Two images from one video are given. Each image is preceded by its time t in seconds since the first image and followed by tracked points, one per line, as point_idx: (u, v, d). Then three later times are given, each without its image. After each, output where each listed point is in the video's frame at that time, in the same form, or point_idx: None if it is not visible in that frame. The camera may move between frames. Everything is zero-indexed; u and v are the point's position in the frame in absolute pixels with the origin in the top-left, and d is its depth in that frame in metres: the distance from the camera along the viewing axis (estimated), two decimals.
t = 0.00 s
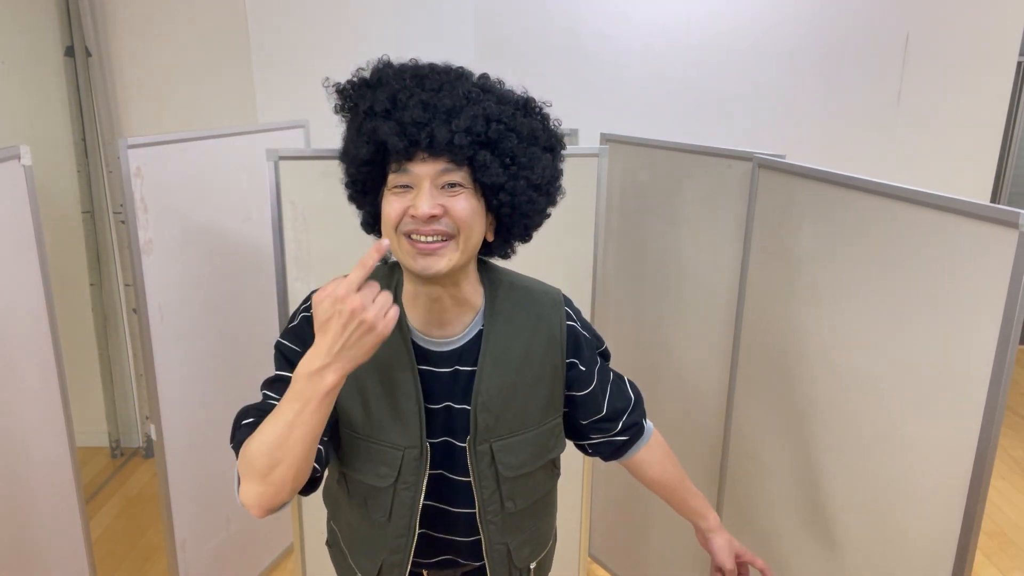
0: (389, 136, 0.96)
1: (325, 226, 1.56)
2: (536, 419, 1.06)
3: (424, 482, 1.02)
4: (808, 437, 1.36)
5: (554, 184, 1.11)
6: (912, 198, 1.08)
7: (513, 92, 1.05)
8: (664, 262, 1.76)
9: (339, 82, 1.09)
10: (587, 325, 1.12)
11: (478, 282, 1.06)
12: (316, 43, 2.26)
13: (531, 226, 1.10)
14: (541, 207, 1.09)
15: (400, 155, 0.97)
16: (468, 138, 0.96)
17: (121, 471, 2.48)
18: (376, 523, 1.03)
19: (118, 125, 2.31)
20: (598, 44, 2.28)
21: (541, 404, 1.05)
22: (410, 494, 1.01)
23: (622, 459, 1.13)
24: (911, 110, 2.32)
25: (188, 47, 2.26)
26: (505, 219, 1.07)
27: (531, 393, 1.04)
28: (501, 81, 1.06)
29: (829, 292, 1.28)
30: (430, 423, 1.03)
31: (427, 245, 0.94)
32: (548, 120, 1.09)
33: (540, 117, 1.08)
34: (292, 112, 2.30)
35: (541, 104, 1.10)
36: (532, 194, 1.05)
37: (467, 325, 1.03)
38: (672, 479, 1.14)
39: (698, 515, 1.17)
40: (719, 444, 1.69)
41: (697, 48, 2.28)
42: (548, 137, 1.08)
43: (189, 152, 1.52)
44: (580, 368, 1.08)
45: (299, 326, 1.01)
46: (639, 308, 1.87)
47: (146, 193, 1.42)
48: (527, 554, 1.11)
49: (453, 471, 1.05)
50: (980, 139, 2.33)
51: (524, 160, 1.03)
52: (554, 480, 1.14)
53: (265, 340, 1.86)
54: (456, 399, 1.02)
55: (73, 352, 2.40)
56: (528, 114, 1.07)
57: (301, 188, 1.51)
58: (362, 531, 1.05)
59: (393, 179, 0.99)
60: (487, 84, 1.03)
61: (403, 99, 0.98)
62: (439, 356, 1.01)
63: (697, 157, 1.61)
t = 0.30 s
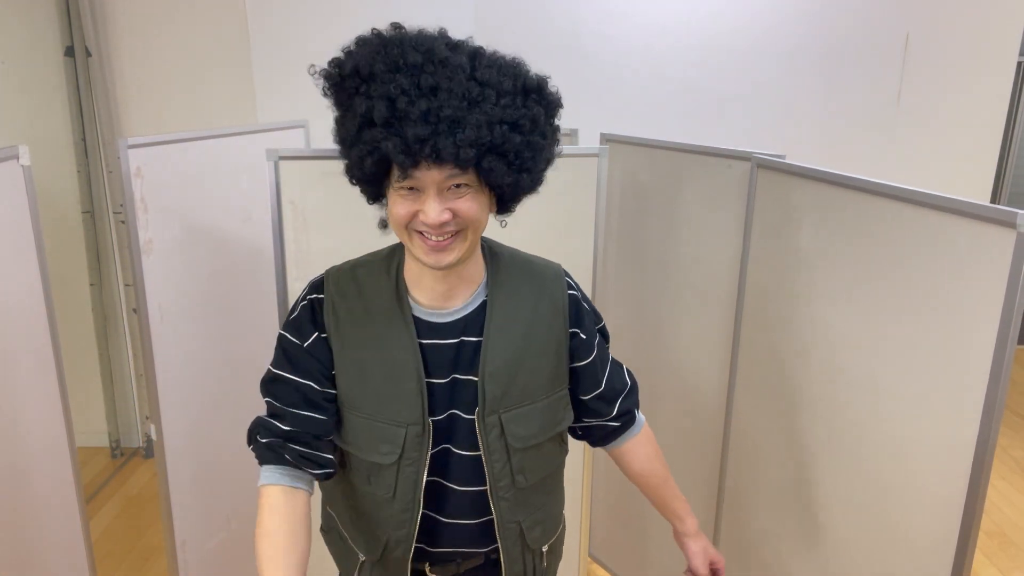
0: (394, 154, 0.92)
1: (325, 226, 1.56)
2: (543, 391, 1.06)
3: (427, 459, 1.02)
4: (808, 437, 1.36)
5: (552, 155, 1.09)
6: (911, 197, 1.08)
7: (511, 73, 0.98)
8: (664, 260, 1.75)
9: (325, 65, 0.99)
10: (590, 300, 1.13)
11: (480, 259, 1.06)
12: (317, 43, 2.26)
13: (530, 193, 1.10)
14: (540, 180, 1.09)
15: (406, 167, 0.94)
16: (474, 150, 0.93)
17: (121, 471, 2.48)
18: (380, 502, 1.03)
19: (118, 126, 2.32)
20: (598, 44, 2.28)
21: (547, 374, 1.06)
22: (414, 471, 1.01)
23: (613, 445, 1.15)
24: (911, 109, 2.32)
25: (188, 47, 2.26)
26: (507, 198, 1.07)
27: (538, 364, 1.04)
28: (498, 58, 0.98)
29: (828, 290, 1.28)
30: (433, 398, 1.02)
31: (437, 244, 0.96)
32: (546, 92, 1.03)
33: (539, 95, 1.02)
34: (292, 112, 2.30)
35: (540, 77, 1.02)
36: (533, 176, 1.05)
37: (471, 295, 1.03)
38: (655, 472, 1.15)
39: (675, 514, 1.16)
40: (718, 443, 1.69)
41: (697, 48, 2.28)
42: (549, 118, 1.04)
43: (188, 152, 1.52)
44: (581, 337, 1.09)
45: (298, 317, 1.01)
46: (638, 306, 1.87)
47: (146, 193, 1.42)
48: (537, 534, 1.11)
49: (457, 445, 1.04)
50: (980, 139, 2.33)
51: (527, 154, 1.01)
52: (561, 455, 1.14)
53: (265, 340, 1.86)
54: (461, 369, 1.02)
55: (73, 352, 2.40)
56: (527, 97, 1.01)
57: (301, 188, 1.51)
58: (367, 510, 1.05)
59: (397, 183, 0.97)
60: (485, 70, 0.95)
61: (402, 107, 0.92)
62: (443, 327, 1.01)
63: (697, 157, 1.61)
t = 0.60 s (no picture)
0: (399, 129, 0.94)
1: (325, 226, 1.56)
2: (547, 388, 1.07)
3: (421, 463, 1.02)
4: (808, 437, 1.36)
5: (550, 158, 1.12)
6: (912, 198, 1.08)
7: (514, 70, 1.03)
8: (664, 260, 1.75)
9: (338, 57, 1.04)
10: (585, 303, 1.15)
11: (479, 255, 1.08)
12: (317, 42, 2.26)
13: (528, 196, 1.12)
14: (538, 182, 1.10)
15: (409, 145, 0.95)
16: (476, 130, 0.95)
17: (120, 471, 2.47)
18: (375, 503, 1.03)
19: (118, 125, 2.31)
20: (598, 44, 2.28)
21: (550, 371, 1.07)
22: (407, 474, 1.01)
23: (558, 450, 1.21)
24: (911, 110, 2.32)
25: (188, 47, 2.25)
26: (505, 195, 1.08)
27: (543, 361, 1.05)
28: (501, 58, 1.04)
29: (829, 291, 1.28)
30: (433, 401, 1.01)
31: (436, 229, 0.96)
32: (546, 94, 1.08)
33: (540, 94, 1.07)
34: (292, 112, 2.30)
35: (540, 80, 1.08)
36: (532, 172, 1.07)
37: (471, 297, 1.04)
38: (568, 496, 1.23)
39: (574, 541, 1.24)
40: (719, 443, 1.69)
41: (697, 48, 2.28)
42: (547, 118, 1.08)
43: (189, 152, 1.51)
44: (575, 338, 1.11)
45: (302, 323, 1.02)
46: (638, 307, 1.87)
47: (146, 194, 1.42)
48: (543, 528, 1.11)
49: (460, 451, 1.02)
50: (980, 139, 2.33)
51: (527, 145, 1.03)
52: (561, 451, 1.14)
53: (265, 340, 1.86)
54: (461, 372, 1.01)
55: (73, 352, 2.40)
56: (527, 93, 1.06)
57: (301, 188, 1.50)
58: (363, 512, 1.05)
59: (400, 164, 0.98)
60: (489, 64, 1.01)
61: (411, 87, 0.96)
62: (445, 327, 1.01)
63: (698, 157, 1.61)
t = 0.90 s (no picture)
0: (399, 118, 0.95)
1: (325, 225, 1.56)
2: (541, 390, 1.06)
3: (407, 460, 1.02)
4: (807, 437, 1.36)
5: (550, 157, 1.12)
6: (911, 197, 1.08)
7: (514, 67, 1.05)
8: (664, 260, 1.75)
9: (341, 53, 1.06)
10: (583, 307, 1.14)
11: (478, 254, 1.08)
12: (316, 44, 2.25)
13: (528, 195, 1.11)
14: (537, 181, 1.10)
15: (408, 135, 0.96)
16: (475, 121, 0.96)
17: (121, 471, 2.48)
18: (364, 496, 1.03)
19: (118, 126, 2.31)
20: (598, 44, 2.28)
21: (544, 371, 1.06)
22: (394, 470, 1.01)
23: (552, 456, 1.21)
24: (911, 110, 2.32)
25: (188, 47, 2.26)
26: (504, 192, 1.08)
27: (537, 361, 1.04)
28: (501, 56, 1.05)
29: (828, 290, 1.28)
30: (423, 399, 1.01)
31: (433, 220, 0.96)
32: (546, 93, 1.09)
33: (539, 92, 1.07)
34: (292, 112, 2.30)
35: (540, 79, 1.09)
36: (531, 169, 1.06)
37: (468, 293, 1.03)
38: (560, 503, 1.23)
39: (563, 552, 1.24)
40: (718, 443, 1.69)
41: (697, 48, 2.28)
42: (547, 115, 1.08)
43: (188, 152, 1.51)
44: (571, 341, 1.10)
45: (303, 313, 1.04)
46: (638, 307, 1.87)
47: (146, 193, 1.42)
48: (531, 531, 1.09)
49: (453, 448, 1.02)
50: (980, 139, 2.33)
51: (526, 139, 1.04)
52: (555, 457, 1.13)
53: (265, 339, 1.86)
54: (456, 370, 1.01)
55: (73, 352, 2.40)
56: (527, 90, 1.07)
57: (301, 188, 1.50)
58: (353, 503, 1.06)
59: (399, 155, 0.99)
60: (489, 60, 1.03)
61: (411, 78, 0.97)
62: (442, 325, 1.01)
63: (697, 157, 1.61)
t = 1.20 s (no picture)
0: (400, 119, 0.95)
1: (325, 226, 1.56)
2: (546, 389, 1.07)
3: (415, 462, 1.01)
4: (807, 437, 1.36)
5: (552, 157, 1.12)
6: (911, 197, 1.08)
7: (514, 66, 1.05)
8: (664, 260, 1.75)
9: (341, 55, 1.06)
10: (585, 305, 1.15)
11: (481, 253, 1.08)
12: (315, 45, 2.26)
13: (530, 195, 1.11)
14: (540, 180, 1.10)
15: (410, 136, 0.96)
16: (476, 121, 0.96)
17: (121, 470, 2.48)
18: (371, 501, 1.03)
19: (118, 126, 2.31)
20: (598, 44, 2.28)
21: (549, 370, 1.06)
22: (402, 472, 1.00)
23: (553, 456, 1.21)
24: (911, 110, 2.32)
25: (188, 47, 2.26)
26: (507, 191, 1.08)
27: (543, 360, 1.05)
28: (502, 56, 1.06)
29: (828, 290, 1.28)
30: (428, 399, 1.01)
31: (436, 221, 0.96)
32: (547, 93, 1.09)
33: (540, 91, 1.08)
34: (292, 112, 2.30)
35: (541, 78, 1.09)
36: (533, 168, 1.06)
37: (471, 294, 1.03)
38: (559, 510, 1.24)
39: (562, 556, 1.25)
40: (718, 443, 1.69)
41: (697, 48, 2.28)
42: (549, 114, 1.08)
43: (188, 152, 1.51)
44: (575, 339, 1.11)
45: (304, 316, 1.04)
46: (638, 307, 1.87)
47: (146, 194, 1.42)
48: (538, 529, 1.10)
49: (457, 448, 1.02)
50: (980, 139, 2.33)
51: (527, 139, 1.04)
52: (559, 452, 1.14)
53: (265, 339, 1.86)
54: (460, 370, 1.01)
55: (73, 352, 2.40)
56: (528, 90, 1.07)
57: (301, 188, 1.51)
58: (359, 509, 1.05)
59: (401, 157, 0.99)
60: (489, 59, 1.03)
61: (411, 79, 0.97)
62: (446, 326, 1.01)
63: (697, 157, 1.61)
